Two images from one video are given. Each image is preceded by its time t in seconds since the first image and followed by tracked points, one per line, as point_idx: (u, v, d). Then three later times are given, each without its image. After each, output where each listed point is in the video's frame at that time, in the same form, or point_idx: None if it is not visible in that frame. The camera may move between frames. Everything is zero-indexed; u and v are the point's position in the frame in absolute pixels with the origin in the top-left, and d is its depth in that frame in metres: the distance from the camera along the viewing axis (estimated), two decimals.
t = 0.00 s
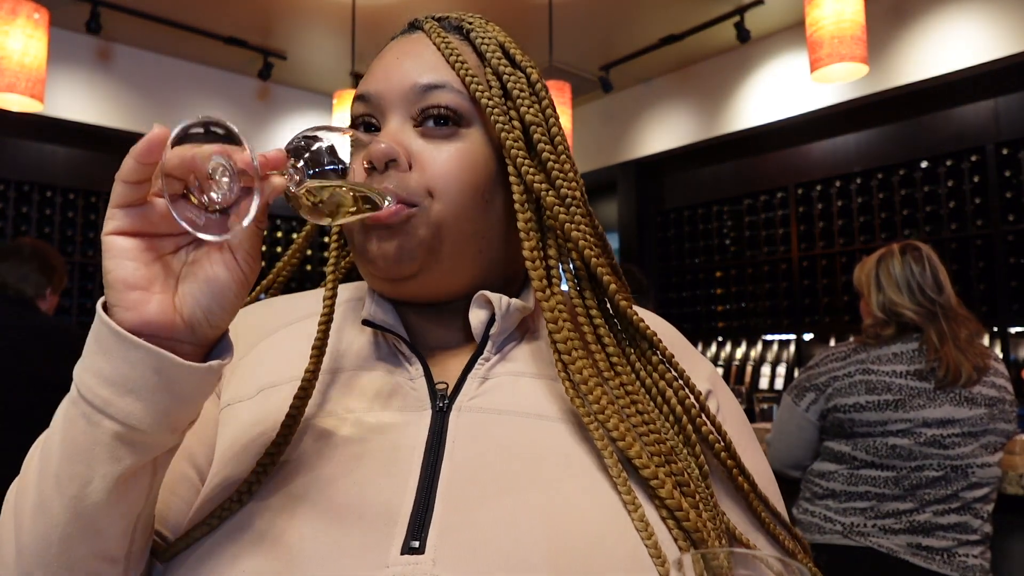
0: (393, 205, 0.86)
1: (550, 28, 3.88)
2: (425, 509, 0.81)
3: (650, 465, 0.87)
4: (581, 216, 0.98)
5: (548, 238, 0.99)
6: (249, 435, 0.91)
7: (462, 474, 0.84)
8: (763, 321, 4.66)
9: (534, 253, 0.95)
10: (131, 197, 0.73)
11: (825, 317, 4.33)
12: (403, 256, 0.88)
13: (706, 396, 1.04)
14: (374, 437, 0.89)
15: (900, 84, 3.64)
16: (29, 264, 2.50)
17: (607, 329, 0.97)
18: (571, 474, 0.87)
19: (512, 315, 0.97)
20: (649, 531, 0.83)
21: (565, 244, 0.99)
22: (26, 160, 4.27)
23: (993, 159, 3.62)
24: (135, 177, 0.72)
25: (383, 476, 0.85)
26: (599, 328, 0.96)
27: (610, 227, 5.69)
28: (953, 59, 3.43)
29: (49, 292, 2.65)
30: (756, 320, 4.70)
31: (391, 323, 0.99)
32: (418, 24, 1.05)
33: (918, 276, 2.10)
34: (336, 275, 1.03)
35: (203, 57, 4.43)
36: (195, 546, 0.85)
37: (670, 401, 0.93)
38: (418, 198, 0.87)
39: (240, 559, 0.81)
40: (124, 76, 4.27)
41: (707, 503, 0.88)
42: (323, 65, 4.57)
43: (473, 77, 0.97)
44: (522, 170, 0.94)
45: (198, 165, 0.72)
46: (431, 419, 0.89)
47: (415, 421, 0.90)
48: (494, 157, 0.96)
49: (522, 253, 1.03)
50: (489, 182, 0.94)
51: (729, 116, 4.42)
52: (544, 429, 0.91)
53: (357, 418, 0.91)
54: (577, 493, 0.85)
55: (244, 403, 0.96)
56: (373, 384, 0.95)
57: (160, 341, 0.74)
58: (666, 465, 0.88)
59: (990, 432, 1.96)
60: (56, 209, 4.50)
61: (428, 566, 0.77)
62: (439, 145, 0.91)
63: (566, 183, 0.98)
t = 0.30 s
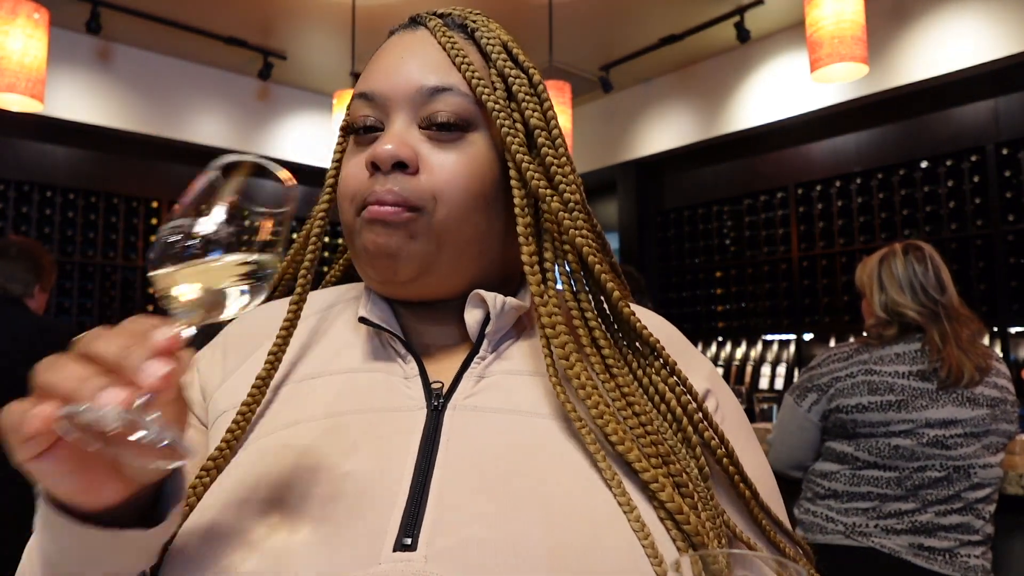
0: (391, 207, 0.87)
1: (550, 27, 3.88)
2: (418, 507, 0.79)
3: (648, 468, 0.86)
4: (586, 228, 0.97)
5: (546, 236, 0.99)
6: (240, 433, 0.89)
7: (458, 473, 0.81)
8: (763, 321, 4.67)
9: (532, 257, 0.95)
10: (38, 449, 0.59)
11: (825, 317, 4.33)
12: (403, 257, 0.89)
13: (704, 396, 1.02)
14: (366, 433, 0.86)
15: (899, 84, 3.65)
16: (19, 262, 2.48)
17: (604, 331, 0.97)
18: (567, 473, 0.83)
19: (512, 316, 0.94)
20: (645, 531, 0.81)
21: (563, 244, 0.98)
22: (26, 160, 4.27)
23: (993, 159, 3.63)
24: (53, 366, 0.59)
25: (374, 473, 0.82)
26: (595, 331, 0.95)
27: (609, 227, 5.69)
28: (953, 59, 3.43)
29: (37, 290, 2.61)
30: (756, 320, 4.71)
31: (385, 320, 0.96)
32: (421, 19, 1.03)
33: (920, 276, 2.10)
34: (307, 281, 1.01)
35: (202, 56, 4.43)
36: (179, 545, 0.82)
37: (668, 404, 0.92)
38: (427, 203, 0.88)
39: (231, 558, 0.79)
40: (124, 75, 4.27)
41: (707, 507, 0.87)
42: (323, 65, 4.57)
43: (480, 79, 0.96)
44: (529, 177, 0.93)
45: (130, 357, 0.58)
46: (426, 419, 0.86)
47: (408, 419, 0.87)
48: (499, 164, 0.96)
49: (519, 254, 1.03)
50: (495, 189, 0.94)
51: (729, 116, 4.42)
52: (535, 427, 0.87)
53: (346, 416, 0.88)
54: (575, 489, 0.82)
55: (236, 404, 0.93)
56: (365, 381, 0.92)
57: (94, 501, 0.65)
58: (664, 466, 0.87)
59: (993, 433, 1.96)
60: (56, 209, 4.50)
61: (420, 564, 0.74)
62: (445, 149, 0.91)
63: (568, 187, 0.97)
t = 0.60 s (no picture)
0: (415, 229, 0.87)
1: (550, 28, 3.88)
2: (413, 507, 0.79)
3: (657, 492, 0.81)
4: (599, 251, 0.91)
5: (554, 249, 0.94)
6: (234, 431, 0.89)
7: (452, 471, 0.81)
8: (763, 321, 4.67)
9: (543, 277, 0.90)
10: None
11: (825, 317, 4.33)
12: (422, 276, 0.89)
13: (699, 392, 0.96)
14: (360, 430, 0.86)
15: (898, 84, 3.65)
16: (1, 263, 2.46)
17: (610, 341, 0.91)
18: (565, 476, 0.81)
19: (508, 314, 0.93)
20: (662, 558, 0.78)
21: (573, 261, 0.93)
22: (26, 160, 4.27)
23: (993, 159, 3.62)
24: None
25: (370, 472, 0.82)
26: (600, 340, 0.90)
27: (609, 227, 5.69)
28: (953, 59, 3.43)
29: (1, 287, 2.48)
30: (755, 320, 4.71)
31: (379, 321, 0.95)
32: (433, 18, 0.99)
33: (921, 276, 2.09)
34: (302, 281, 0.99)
35: (202, 56, 4.43)
36: (180, 543, 0.83)
37: (677, 419, 0.87)
38: (449, 224, 0.88)
39: (226, 555, 0.79)
40: (124, 76, 4.27)
41: (716, 528, 0.83)
42: (323, 65, 4.56)
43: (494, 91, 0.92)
44: (544, 197, 0.89)
45: None
46: (422, 418, 0.86)
47: (403, 420, 0.87)
48: (508, 180, 0.92)
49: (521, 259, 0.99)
50: (505, 205, 0.92)
51: (729, 116, 4.42)
52: (532, 429, 0.85)
53: (342, 416, 0.88)
54: (570, 490, 0.80)
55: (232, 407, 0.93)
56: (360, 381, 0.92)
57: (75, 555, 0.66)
58: (676, 488, 0.82)
59: (993, 433, 1.96)
60: (56, 209, 4.50)
61: (416, 562, 0.75)
62: (466, 170, 0.89)
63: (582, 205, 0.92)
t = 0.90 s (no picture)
0: (420, 233, 0.87)
1: (550, 28, 3.88)
2: (408, 507, 0.78)
3: (653, 495, 0.81)
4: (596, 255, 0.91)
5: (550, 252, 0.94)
6: (230, 431, 0.89)
7: (447, 469, 0.81)
8: (763, 321, 4.67)
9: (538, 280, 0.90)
10: None
11: (825, 317, 4.33)
12: (424, 278, 0.89)
13: (693, 391, 0.96)
14: (357, 429, 0.86)
15: (897, 85, 3.66)
16: None
17: (607, 344, 0.91)
18: (560, 477, 0.81)
19: (501, 313, 0.93)
20: (660, 561, 0.78)
21: (569, 266, 0.93)
22: (26, 160, 4.27)
23: (993, 159, 3.62)
24: None
25: (365, 472, 0.82)
26: (595, 342, 0.90)
27: (609, 227, 5.69)
28: (953, 59, 3.43)
29: None
30: (755, 320, 4.71)
31: (374, 321, 0.95)
32: (428, 19, 0.98)
33: (922, 275, 2.09)
34: (296, 284, 0.98)
35: (202, 56, 4.43)
36: (177, 543, 0.83)
37: (671, 420, 0.87)
38: (453, 228, 0.88)
39: (223, 555, 0.79)
40: (124, 76, 4.27)
41: (711, 529, 0.83)
42: (323, 65, 4.56)
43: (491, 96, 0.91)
44: (539, 203, 0.89)
45: None
46: (416, 418, 0.86)
47: (399, 419, 0.87)
48: (506, 185, 0.92)
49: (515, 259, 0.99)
50: (504, 207, 0.92)
51: (729, 116, 4.42)
52: (531, 429, 0.85)
53: (337, 416, 0.88)
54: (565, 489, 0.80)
55: (226, 408, 0.93)
56: (356, 380, 0.92)
57: None
58: (672, 490, 0.82)
59: (993, 433, 1.96)
60: (57, 209, 4.50)
61: (412, 562, 0.74)
62: (468, 174, 0.89)
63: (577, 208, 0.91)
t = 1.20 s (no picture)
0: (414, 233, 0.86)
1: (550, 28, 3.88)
2: (406, 508, 0.78)
3: (653, 494, 0.81)
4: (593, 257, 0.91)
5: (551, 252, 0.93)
6: (230, 430, 0.89)
7: (446, 470, 0.81)
8: (764, 321, 4.67)
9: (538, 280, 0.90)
10: None
11: (825, 317, 4.33)
12: (416, 276, 0.88)
13: (692, 391, 0.96)
14: (356, 429, 0.86)
15: (897, 85, 3.66)
16: None
17: (609, 345, 0.91)
18: (564, 477, 0.80)
19: (501, 312, 0.93)
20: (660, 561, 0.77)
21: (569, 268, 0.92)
22: (25, 160, 4.26)
23: (993, 159, 3.63)
24: None
25: (363, 473, 0.82)
26: (596, 342, 0.90)
27: (609, 227, 5.69)
28: (954, 59, 3.42)
29: None
30: (755, 320, 4.71)
31: (373, 321, 0.95)
32: (428, 18, 0.98)
33: (924, 276, 2.09)
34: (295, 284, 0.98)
35: (202, 56, 4.42)
36: (175, 543, 0.83)
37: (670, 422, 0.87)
38: (447, 227, 0.87)
39: (222, 556, 0.79)
40: (123, 76, 4.26)
41: (711, 531, 0.82)
42: (323, 65, 4.56)
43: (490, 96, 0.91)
44: (536, 203, 0.89)
45: None
46: (414, 419, 0.86)
47: (397, 420, 0.86)
48: (505, 186, 0.92)
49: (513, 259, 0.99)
50: (501, 207, 0.91)
51: (729, 116, 4.42)
52: (533, 429, 0.85)
53: (336, 416, 0.87)
54: (561, 486, 0.79)
55: (225, 408, 0.93)
56: (355, 381, 0.91)
57: None
58: (672, 490, 0.82)
59: (996, 433, 1.96)
60: (56, 209, 4.49)
61: (410, 563, 0.74)
62: (464, 173, 0.89)
63: (575, 208, 0.91)
